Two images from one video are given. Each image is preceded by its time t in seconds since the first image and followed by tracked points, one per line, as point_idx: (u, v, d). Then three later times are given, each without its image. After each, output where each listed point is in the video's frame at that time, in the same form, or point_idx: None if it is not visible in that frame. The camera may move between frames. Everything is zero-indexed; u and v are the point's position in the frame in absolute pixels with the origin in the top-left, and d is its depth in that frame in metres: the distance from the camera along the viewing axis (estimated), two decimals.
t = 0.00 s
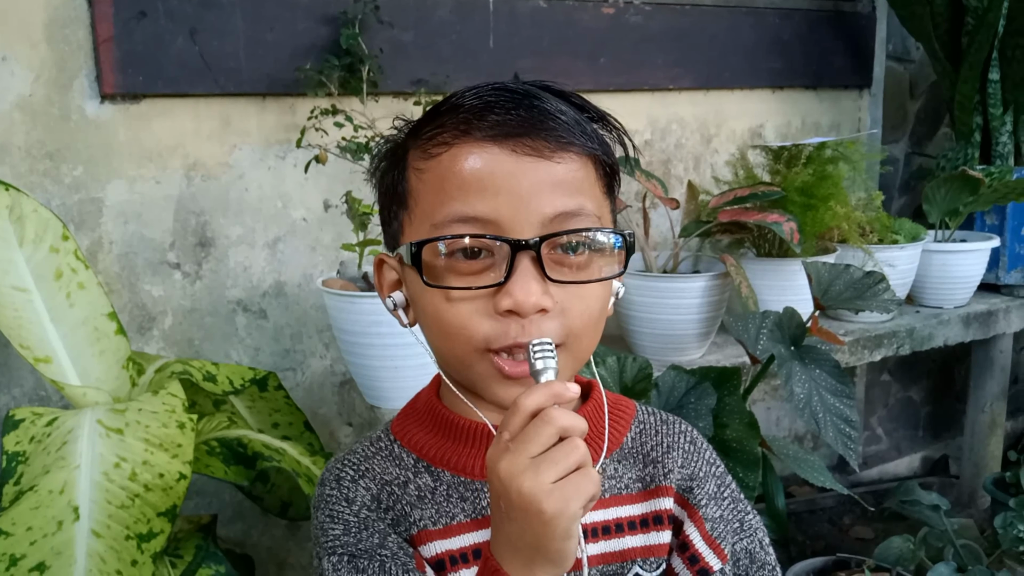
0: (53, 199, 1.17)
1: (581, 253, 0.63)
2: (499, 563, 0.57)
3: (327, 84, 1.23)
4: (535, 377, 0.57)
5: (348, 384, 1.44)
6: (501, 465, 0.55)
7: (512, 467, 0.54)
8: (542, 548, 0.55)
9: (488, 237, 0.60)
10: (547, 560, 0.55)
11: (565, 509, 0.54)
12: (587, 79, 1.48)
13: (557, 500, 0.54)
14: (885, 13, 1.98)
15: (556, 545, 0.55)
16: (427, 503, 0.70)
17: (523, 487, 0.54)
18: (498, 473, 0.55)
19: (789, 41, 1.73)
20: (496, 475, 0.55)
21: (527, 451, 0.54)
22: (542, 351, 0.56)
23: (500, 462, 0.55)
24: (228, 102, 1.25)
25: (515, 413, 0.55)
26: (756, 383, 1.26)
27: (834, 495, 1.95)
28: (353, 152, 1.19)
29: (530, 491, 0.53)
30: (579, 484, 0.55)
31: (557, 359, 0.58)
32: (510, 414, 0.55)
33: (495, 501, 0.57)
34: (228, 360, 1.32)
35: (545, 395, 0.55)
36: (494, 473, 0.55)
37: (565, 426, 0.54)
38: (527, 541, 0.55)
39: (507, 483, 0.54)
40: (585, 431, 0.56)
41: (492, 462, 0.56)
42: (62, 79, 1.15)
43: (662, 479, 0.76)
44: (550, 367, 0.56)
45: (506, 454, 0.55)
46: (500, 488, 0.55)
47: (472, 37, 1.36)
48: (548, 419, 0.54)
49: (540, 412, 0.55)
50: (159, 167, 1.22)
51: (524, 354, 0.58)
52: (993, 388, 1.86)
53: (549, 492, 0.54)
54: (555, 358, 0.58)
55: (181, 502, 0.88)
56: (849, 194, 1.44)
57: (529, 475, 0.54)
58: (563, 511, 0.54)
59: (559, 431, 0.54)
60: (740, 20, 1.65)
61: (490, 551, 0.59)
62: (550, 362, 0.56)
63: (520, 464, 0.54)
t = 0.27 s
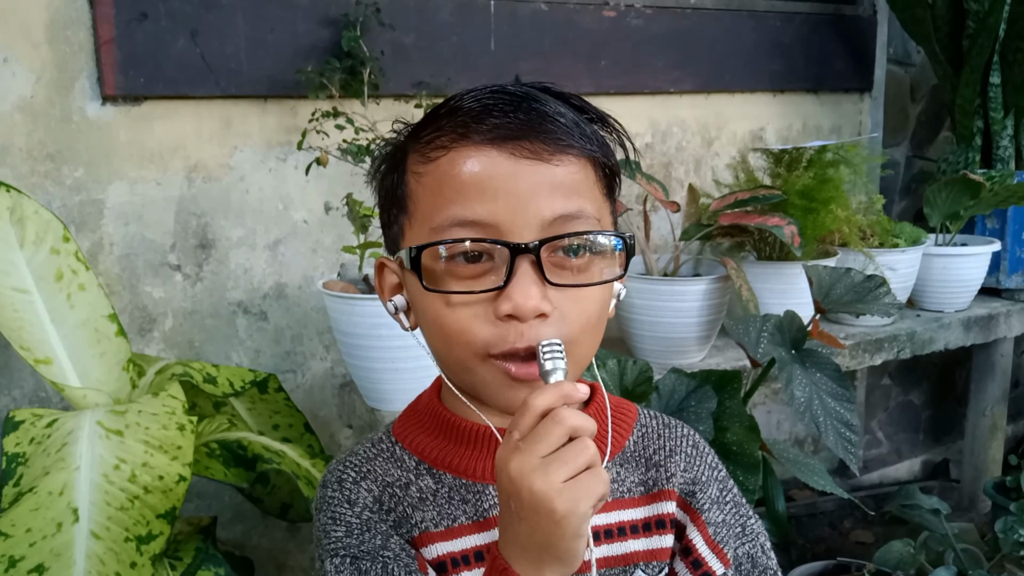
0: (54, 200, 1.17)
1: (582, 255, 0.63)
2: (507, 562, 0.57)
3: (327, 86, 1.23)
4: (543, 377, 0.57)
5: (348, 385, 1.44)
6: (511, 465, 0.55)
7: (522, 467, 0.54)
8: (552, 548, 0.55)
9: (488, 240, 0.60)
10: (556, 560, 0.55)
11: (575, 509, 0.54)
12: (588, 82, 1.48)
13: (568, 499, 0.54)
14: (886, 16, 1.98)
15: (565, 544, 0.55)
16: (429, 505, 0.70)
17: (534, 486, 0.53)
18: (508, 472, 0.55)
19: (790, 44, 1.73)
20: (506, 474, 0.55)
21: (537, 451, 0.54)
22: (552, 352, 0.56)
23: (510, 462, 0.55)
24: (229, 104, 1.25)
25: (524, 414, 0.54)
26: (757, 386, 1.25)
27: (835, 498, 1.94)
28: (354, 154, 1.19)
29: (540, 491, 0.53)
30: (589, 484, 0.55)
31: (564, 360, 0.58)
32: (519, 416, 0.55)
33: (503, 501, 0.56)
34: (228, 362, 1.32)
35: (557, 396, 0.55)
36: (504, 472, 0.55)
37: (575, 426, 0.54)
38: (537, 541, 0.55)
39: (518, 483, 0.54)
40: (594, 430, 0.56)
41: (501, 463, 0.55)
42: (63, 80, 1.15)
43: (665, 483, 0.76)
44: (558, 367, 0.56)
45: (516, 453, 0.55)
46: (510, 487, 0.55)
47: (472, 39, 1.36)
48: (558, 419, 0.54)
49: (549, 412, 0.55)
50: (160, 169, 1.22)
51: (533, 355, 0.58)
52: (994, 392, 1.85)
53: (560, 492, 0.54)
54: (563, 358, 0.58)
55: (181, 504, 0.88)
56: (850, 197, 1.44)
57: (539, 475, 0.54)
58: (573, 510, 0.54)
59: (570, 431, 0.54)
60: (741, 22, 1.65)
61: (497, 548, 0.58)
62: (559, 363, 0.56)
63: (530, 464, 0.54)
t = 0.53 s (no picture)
0: (49, 193, 1.16)
1: (583, 248, 0.62)
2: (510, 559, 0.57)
3: (324, 79, 1.23)
4: (549, 373, 0.56)
5: (345, 379, 1.43)
6: (517, 461, 0.54)
7: (528, 464, 0.54)
8: (557, 544, 0.55)
9: (489, 232, 0.59)
10: (561, 556, 0.55)
11: (582, 507, 0.54)
12: (586, 76, 1.48)
13: (575, 497, 0.53)
14: (884, 10, 1.98)
15: (571, 541, 0.54)
16: (426, 499, 0.70)
17: (540, 483, 0.53)
18: (514, 469, 0.54)
19: (788, 38, 1.73)
20: (512, 471, 0.55)
21: (543, 448, 0.54)
22: (557, 348, 0.55)
23: (516, 459, 0.54)
24: (226, 97, 1.24)
25: (531, 410, 0.54)
26: (754, 380, 1.25)
27: (832, 492, 1.95)
28: (351, 147, 1.18)
29: (547, 489, 0.53)
30: (596, 482, 0.54)
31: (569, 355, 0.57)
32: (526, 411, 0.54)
33: (508, 497, 0.56)
34: (224, 356, 1.32)
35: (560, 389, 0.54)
36: (509, 468, 0.55)
37: (582, 423, 0.54)
38: (542, 538, 0.55)
39: (524, 480, 0.54)
40: (599, 428, 0.56)
41: (507, 459, 0.55)
42: (59, 73, 1.14)
43: (664, 478, 0.76)
44: (564, 364, 0.55)
45: (521, 450, 0.54)
46: (516, 484, 0.54)
47: (470, 32, 1.36)
48: (565, 415, 0.53)
49: (555, 409, 0.54)
50: (156, 162, 1.22)
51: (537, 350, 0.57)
52: (990, 386, 1.86)
53: (567, 489, 0.53)
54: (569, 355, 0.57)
55: (178, 498, 0.88)
56: (847, 191, 1.44)
57: (546, 473, 0.53)
58: (580, 508, 0.53)
59: (576, 428, 0.54)
60: (739, 17, 1.65)
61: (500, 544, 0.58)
62: (564, 359, 0.55)
63: (536, 461, 0.54)
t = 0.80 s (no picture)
0: (45, 181, 1.16)
1: (581, 230, 0.62)
2: (514, 549, 0.56)
3: (321, 66, 1.22)
4: (557, 364, 0.55)
5: (343, 368, 1.43)
6: (524, 452, 0.54)
7: (536, 454, 0.53)
8: (563, 536, 0.54)
9: (487, 212, 0.59)
10: (566, 548, 0.55)
11: (590, 498, 0.53)
12: (585, 64, 1.47)
13: (583, 489, 0.53)
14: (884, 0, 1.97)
15: (577, 533, 0.54)
16: (425, 487, 0.70)
17: (548, 474, 0.53)
18: (521, 459, 0.54)
19: (788, 28, 1.72)
20: (519, 462, 0.54)
21: (551, 439, 0.54)
22: (565, 339, 0.55)
23: (523, 449, 0.54)
24: (222, 85, 1.24)
25: (538, 400, 0.54)
26: (753, 370, 1.25)
27: (829, 482, 1.95)
28: (348, 135, 1.18)
29: (555, 479, 0.53)
30: (604, 474, 0.54)
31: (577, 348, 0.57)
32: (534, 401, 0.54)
33: (514, 488, 0.55)
34: (222, 345, 1.32)
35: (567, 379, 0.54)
36: (516, 459, 0.54)
37: (590, 414, 0.54)
38: (548, 530, 0.54)
39: (531, 470, 0.53)
40: (606, 419, 0.56)
41: (514, 449, 0.55)
42: (54, 60, 1.14)
43: (663, 467, 0.76)
44: (572, 354, 0.54)
45: (528, 440, 0.54)
46: (523, 475, 0.54)
47: (468, 20, 1.35)
48: (574, 407, 0.53)
49: (564, 399, 0.54)
50: (153, 150, 1.21)
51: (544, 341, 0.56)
52: (988, 377, 1.86)
53: (575, 480, 0.53)
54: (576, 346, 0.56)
55: (175, 486, 0.88)
56: (846, 181, 1.44)
57: (553, 463, 0.53)
58: (588, 500, 0.53)
59: (585, 419, 0.54)
60: (739, 5, 1.64)
61: (503, 535, 0.57)
62: (572, 350, 0.54)
63: (544, 451, 0.53)
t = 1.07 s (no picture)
0: (38, 178, 1.15)
1: (576, 224, 0.62)
2: (509, 546, 0.56)
3: (315, 62, 1.21)
4: (551, 359, 0.55)
5: (338, 365, 1.43)
6: (520, 449, 0.54)
7: (531, 451, 0.53)
8: (559, 533, 0.54)
9: (483, 206, 0.59)
10: (562, 544, 0.55)
11: (585, 495, 0.53)
12: (579, 60, 1.47)
13: (578, 486, 0.53)
14: None
15: (572, 529, 0.54)
16: (418, 482, 0.70)
17: (544, 471, 0.53)
18: (517, 456, 0.54)
19: (782, 23, 1.72)
20: (515, 459, 0.54)
21: (546, 435, 0.53)
22: (560, 335, 0.55)
23: (519, 446, 0.54)
24: (215, 81, 1.23)
25: (534, 396, 0.54)
26: (746, 365, 1.25)
27: (824, 477, 1.96)
28: (342, 131, 1.18)
29: (551, 477, 0.52)
30: (599, 470, 0.54)
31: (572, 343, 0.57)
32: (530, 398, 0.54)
33: (509, 485, 0.55)
34: (216, 342, 1.32)
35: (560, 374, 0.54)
36: (511, 456, 0.54)
37: (586, 411, 0.54)
38: (544, 527, 0.54)
39: (526, 467, 0.53)
40: (602, 416, 0.56)
41: (508, 445, 0.55)
42: (47, 57, 1.13)
43: (656, 463, 0.76)
44: (567, 350, 0.54)
45: (524, 437, 0.54)
46: (518, 472, 0.54)
47: (462, 16, 1.35)
48: (569, 403, 0.54)
49: (560, 395, 0.54)
50: (146, 147, 1.21)
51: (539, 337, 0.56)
52: (982, 371, 1.86)
53: (570, 477, 0.53)
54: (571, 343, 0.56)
55: (169, 483, 0.88)
56: (840, 176, 1.44)
57: (549, 460, 0.53)
58: (583, 497, 0.53)
59: (580, 416, 0.54)
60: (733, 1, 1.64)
61: (497, 531, 0.57)
62: (567, 346, 0.54)
63: (540, 449, 0.53)
